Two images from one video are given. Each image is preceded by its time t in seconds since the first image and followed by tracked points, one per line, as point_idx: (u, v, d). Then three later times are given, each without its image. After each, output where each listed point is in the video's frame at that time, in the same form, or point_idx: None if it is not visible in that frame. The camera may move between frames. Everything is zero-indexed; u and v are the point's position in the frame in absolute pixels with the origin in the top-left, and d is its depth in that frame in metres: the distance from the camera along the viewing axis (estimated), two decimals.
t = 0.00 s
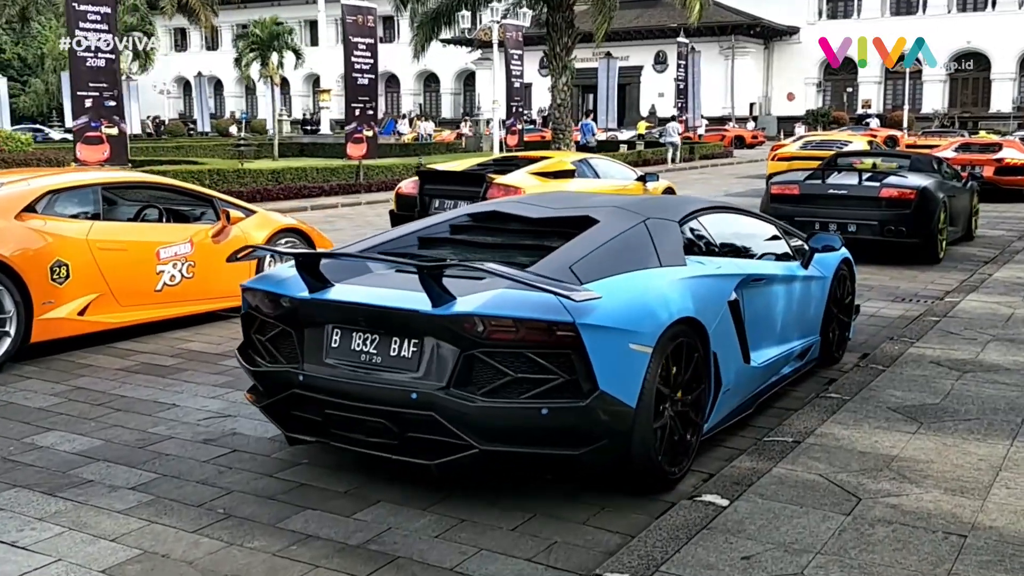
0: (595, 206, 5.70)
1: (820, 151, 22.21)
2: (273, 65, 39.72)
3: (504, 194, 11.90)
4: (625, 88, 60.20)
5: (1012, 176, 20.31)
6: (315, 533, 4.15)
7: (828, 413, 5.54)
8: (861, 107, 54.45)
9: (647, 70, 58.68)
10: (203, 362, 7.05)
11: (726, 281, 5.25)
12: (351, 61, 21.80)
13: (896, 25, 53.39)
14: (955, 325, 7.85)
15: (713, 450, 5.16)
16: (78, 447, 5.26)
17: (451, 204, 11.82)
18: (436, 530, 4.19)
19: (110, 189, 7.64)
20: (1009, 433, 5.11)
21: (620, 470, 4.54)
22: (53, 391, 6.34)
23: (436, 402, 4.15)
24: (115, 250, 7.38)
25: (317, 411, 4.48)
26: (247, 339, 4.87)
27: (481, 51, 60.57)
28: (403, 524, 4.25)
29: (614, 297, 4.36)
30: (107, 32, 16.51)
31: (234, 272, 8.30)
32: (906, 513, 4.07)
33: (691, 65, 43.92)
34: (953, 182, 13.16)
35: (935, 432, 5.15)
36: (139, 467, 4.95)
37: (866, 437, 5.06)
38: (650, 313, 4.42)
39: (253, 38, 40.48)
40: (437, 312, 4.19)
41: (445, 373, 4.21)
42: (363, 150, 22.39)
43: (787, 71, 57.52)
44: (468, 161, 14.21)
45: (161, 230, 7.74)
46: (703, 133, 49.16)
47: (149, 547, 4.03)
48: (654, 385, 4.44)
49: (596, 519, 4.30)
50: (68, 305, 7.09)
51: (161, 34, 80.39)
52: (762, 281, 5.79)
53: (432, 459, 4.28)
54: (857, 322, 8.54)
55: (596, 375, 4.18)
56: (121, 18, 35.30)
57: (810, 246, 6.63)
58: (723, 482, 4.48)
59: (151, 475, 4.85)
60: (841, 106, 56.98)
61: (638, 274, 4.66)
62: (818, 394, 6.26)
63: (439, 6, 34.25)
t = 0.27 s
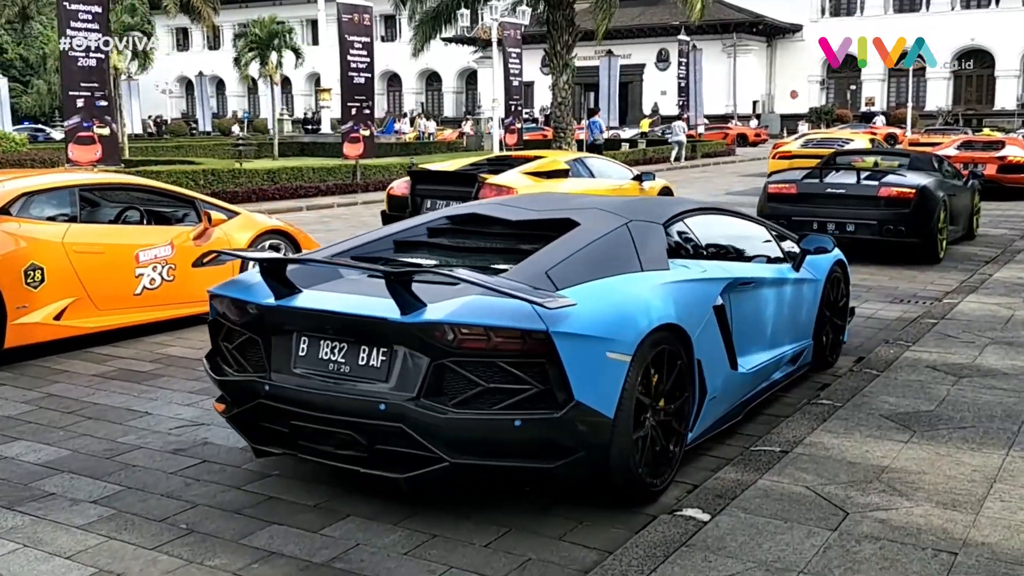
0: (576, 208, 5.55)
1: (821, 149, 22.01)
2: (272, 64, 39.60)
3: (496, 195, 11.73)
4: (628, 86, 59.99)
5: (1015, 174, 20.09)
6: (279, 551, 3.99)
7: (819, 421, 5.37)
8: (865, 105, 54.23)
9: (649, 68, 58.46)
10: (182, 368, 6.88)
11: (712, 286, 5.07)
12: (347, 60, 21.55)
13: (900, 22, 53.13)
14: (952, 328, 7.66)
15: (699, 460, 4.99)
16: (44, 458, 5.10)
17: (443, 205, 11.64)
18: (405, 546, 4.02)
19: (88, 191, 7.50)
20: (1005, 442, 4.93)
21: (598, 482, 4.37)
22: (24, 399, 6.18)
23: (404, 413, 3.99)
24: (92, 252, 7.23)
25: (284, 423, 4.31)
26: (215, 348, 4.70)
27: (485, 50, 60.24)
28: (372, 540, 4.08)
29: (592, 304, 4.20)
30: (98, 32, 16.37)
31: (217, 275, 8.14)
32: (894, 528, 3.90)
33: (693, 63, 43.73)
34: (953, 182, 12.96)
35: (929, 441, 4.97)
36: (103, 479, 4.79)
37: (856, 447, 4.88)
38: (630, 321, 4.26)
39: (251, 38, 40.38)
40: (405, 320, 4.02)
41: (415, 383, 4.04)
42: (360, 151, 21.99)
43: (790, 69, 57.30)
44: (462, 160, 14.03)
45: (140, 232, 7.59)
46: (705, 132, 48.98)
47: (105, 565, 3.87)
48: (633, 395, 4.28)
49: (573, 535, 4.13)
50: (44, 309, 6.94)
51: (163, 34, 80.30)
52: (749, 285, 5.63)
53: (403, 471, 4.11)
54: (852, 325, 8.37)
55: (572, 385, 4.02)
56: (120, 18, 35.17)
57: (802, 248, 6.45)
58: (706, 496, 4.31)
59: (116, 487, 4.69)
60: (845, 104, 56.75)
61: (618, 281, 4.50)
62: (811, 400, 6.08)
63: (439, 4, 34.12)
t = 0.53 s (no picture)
0: (556, 209, 5.38)
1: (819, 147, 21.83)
2: (269, 64, 39.51)
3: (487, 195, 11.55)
4: (628, 85, 59.81)
5: (1016, 172, 19.89)
6: (238, 571, 3.82)
7: (807, 429, 5.20)
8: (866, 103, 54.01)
9: (649, 67, 58.28)
10: (158, 375, 6.71)
11: (695, 289, 4.90)
12: (340, 59, 21.40)
13: (901, 19, 52.92)
14: (947, 330, 7.48)
15: (682, 471, 4.82)
16: (6, 471, 4.93)
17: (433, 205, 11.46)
18: (371, 566, 3.85)
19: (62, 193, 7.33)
20: (999, 452, 4.75)
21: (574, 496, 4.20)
22: None
23: (369, 426, 3.81)
24: (67, 256, 7.07)
25: (247, 435, 4.14)
26: (178, 356, 4.54)
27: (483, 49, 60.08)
28: (337, 558, 3.91)
29: (566, 309, 4.03)
30: (87, 31, 16.22)
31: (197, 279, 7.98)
32: (880, 545, 3.72)
33: (691, 61, 43.57)
34: (951, 180, 12.77)
35: (919, 451, 4.79)
36: (64, 493, 4.63)
37: (844, 457, 4.70)
38: (606, 327, 4.08)
39: (248, 38, 40.28)
40: (369, 328, 3.84)
41: (380, 395, 3.86)
42: (355, 150, 21.98)
43: (791, 67, 57.10)
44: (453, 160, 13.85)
45: (116, 235, 7.43)
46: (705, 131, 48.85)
47: None
48: (609, 405, 4.10)
49: (547, 553, 3.95)
50: (15, 316, 6.80)
51: (162, 34, 80.22)
52: (735, 288, 5.45)
53: (368, 486, 3.93)
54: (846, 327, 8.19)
55: (544, 394, 3.84)
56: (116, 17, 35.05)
57: (791, 249, 6.29)
58: (686, 511, 4.13)
59: (76, 502, 4.52)
60: (846, 102, 56.53)
61: (594, 285, 4.33)
62: (800, 406, 5.91)
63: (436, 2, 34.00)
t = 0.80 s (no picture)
0: (533, 214, 5.21)
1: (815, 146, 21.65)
2: (263, 65, 39.37)
3: (475, 195, 11.39)
4: (625, 85, 59.64)
5: (1013, 171, 19.72)
6: None
7: (792, 438, 5.03)
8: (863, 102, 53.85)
9: (646, 66, 58.11)
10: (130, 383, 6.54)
11: (675, 295, 4.75)
12: (332, 60, 21.21)
13: (899, 18, 52.77)
14: (939, 334, 7.32)
15: (661, 483, 4.66)
16: None
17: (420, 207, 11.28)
18: None
19: (33, 197, 7.16)
20: (990, 463, 4.59)
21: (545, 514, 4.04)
22: None
23: (329, 442, 3.64)
24: (38, 262, 6.90)
25: (205, 451, 3.98)
26: (136, 368, 4.38)
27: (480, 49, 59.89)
28: None
29: (536, 318, 3.86)
30: (73, 32, 16.07)
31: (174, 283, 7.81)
32: (863, 564, 3.56)
33: (688, 61, 43.42)
34: (946, 179, 12.61)
35: (907, 462, 4.62)
36: (19, 509, 4.47)
37: (828, 469, 4.54)
38: (578, 337, 3.92)
39: (242, 38, 40.12)
40: (330, 341, 3.67)
41: (341, 409, 3.70)
42: (347, 151, 21.79)
43: (789, 66, 56.93)
44: (442, 160, 13.68)
45: (88, 240, 7.27)
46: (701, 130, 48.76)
47: None
48: (581, 419, 3.94)
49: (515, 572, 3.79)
50: None
51: (158, 35, 80.06)
52: (718, 293, 5.30)
53: (328, 504, 3.76)
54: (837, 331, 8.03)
55: (512, 409, 3.67)
56: (109, 18, 34.88)
57: (777, 253, 6.14)
58: (661, 528, 3.97)
59: (30, 518, 4.35)
60: (843, 101, 56.37)
61: (567, 292, 4.16)
62: (787, 413, 5.76)
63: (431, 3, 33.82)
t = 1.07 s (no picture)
0: (505, 219, 5.02)
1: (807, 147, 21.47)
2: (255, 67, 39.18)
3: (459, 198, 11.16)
4: (619, 86, 59.50)
5: (1007, 171, 19.59)
6: None
7: (773, 450, 4.85)
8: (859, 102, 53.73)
9: (641, 67, 57.93)
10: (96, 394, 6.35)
11: (651, 304, 4.57)
12: (321, 62, 21.00)
13: (894, 18, 52.65)
14: (929, 340, 7.14)
15: (636, 499, 4.47)
16: None
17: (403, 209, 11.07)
18: None
19: None
20: (978, 477, 4.41)
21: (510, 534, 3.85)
22: None
23: (279, 462, 3.46)
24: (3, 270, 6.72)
25: (154, 471, 3.80)
26: (86, 382, 4.20)
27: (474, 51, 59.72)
28: None
29: (500, 329, 3.67)
30: (56, 34, 15.86)
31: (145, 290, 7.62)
32: None
33: (681, 61, 43.27)
34: (938, 180, 12.45)
35: (892, 476, 4.44)
36: None
37: (809, 484, 4.36)
38: (545, 349, 3.73)
39: (233, 40, 39.88)
40: (281, 355, 3.48)
41: (294, 427, 3.52)
42: (335, 154, 21.54)
43: (784, 67, 56.78)
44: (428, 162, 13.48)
45: (55, 246, 7.08)
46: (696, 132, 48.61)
47: None
48: (548, 435, 3.76)
49: None
50: None
51: (152, 37, 79.77)
52: (697, 300, 5.11)
53: (280, 527, 3.58)
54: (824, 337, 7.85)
55: (473, 426, 3.48)
56: (98, 20, 34.60)
57: (760, 257, 5.95)
58: (632, 550, 3.78)
59: None
60: (838, 101, 56.22)
61: (535, 302, 3.98)
62: (770, 423, 5.58)
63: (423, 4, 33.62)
